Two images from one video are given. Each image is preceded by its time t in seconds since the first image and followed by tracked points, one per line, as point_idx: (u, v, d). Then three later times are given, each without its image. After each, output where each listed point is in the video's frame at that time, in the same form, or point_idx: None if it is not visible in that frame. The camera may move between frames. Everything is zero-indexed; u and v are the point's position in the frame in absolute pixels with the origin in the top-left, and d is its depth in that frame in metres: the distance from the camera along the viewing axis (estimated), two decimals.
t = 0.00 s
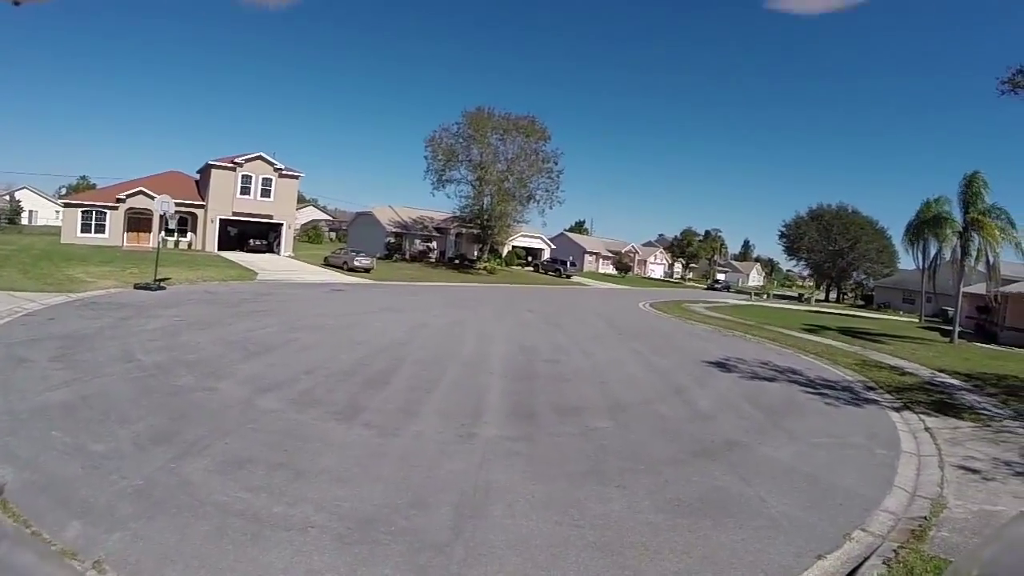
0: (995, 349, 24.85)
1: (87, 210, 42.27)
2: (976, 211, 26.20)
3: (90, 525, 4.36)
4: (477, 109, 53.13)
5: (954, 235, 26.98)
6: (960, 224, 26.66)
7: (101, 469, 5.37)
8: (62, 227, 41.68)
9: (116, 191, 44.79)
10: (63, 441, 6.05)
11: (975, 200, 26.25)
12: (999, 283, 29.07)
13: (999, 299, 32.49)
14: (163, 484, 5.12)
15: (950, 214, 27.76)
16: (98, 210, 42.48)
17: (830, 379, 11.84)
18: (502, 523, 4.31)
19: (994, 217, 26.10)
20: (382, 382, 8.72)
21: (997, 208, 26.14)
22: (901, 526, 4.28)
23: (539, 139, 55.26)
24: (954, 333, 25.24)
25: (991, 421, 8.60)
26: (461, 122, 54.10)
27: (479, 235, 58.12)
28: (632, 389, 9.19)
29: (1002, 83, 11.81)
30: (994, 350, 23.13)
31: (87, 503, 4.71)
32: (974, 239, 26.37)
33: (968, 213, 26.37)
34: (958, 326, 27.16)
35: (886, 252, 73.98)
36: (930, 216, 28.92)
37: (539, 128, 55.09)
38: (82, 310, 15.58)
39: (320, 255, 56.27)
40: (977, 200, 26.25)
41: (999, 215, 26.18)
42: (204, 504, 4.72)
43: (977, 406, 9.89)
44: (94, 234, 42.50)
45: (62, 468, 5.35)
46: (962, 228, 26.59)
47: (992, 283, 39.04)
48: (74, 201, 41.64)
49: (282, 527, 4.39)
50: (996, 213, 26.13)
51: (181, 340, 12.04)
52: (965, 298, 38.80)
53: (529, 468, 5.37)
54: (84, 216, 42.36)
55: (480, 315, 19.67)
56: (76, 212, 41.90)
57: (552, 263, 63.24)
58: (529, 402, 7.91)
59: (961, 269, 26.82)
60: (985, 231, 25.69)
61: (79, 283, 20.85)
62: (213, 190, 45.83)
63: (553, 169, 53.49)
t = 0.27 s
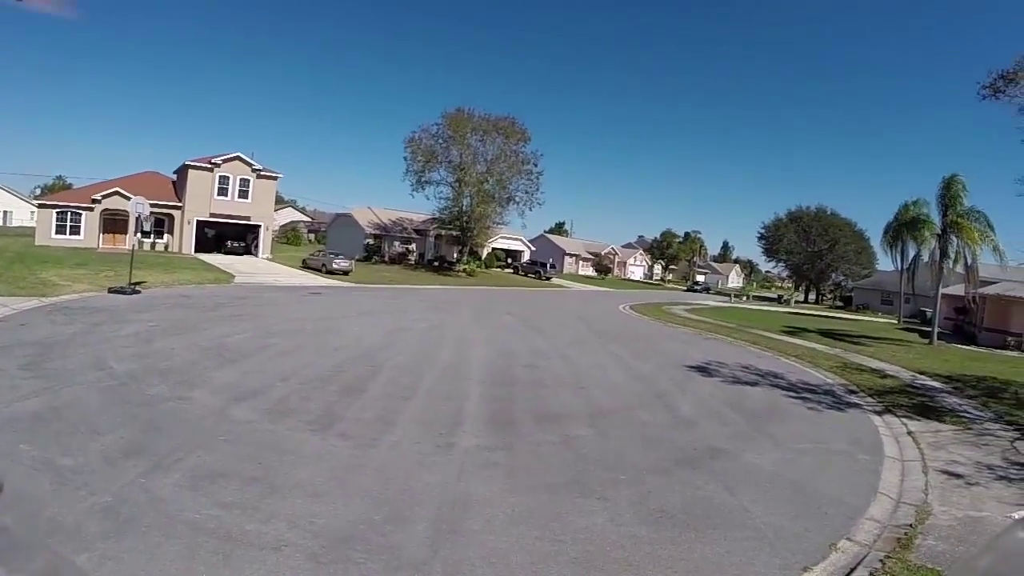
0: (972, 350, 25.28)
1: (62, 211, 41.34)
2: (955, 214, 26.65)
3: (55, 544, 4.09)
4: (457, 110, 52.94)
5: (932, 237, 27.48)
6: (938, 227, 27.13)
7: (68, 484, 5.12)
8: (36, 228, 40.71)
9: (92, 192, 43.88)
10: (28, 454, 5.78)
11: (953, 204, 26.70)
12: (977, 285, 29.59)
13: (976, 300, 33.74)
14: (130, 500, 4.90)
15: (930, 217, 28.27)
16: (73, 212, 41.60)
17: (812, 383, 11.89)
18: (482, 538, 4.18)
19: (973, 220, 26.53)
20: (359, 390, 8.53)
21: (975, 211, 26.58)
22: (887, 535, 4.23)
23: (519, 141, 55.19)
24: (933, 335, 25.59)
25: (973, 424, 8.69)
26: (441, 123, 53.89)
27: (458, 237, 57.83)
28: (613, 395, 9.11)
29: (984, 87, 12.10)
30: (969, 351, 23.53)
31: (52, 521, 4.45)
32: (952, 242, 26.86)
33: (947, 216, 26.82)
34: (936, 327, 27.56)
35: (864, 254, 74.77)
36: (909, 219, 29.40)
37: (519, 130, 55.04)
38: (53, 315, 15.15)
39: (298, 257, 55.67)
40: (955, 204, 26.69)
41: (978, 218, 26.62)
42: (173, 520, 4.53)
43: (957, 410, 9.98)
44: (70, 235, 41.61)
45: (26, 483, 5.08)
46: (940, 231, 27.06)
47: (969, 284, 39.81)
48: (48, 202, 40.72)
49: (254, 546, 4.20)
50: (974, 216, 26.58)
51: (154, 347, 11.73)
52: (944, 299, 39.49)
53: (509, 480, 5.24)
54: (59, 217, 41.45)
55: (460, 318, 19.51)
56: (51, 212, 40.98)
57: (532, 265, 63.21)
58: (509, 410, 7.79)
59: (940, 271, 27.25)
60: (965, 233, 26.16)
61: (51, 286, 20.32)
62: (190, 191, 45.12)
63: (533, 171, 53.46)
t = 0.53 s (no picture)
0: (953, 344, 25.65)
1: (39, 208, 40.53)
2: (937, 210, 26.95)
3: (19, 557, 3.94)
4: (439, 104, 52.54)
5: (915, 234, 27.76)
6: (921, 223, 27.42)
7: (38, 493, 4.94)
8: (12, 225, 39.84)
9: (69, 188, 43.04)
10: None
11: (935, 200, 27.01)
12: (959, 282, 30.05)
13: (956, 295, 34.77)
14: (100, 508, 4.72)
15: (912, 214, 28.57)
16: (50, 208, 40.80)
17: (795, 378, 11.95)
18: (465, 546, 4.08)
19: (954, 216, 26.86)
20: (339, 391, 8.39)
21: (957, 208, 26.89)
22: (873, 535, 4.22)
23: (501, 136, 54.95)
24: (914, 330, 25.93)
25: (955, 420, 8.81)
26: (423, 118, 53.47)
27: (440, 232, 57.50)
28: (596, 393, 9.06)
29: (968, 84, 12.19)
30: (949, 346, 23.88)
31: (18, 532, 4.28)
32: (934, 237, 27.15)
33: (929, 212, 27.11)
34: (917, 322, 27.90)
35: (846, 249, 75.50)
36: (891, 216, 29.71)
37: (501, 124, 54.79)
38: (26, 315, 14.77)
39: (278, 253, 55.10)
40: (937, 200, 27.01)
41: (959, 215, 26.93)
42: (145, 530, 4.37)
43: (940, 405, 10.10)
44: (47, 233, 40.78)
45: None
46: (923, 227, 27.35)
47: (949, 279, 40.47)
48: (25, 199, 39.90)
49: (229, 556, 4.06)
50: (956, 213, 26.90)
51: (129, 348, 11.45)
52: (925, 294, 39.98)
53: (492, 483, 5.16)
54: (36, 214, 40.62)
55: (441, 315, 19.38)
56: (27, 209, 40.14)
57: (514, 260, 63.12)
58: (491, 410, 7.70)
59: (921, 267, 27.55)
60: (947, 229, 26.47)
61: (25, 285, 19.85)
62: (168, 187, 44.43)
63: (515, 166, 53.27)
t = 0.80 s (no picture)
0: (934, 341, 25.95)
1: (17, 206, 39.83)
2: (920, 209, 27.19)
3: None
4: (422, 101, 52.25)
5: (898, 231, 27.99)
6: (904, 221, 27.67)
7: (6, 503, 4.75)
8: None
9: (48, 185, 42.28)
10: None
11: (918, 199, 27.25)
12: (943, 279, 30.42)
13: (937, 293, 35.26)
14: (71, 518, 4.55)
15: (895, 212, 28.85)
16: (28, 206, 40.11)
17: (779, 377, 12.00)
18: (449, 556, 3.99)
19: (938, 215, 27.23)
20: (320, 394, 8.24)
21: (940, 207, 27.27)
22: (862, 539, 4.20)
23: (485, 132, 54.78)
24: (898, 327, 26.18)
25: (940, 420, 8.90)
26: (406, 114, 53.17)
27: (423, 229, 57.20)
28: (581, 394, 9.00)
29: (955, 85, 12.27)
30: (930, 343, 24.20)
31: None
32: (917, 235, 27.37)
33: (912, 211, 27.34)
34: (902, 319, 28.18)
35: (829, 246, 76.17)
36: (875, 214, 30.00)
37: (485, 120, 54.63)
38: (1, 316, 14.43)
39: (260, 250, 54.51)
40: (920, 199, 27.24)
41: (943, 214, 27.28)
42: (119, 541, 4.23)
43: (925, 404, 10.20)
44: (25, 231, 40.04)
45: None
46: (907, 225, 27.59)
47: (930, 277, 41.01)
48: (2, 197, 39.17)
49: (205, 569, 3.92)
50: (939, 211, 27.26)
51: (106, 349, 11.19)
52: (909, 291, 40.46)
53: (476, 489, 5.07)
54: (14, 212, 39.90)
55: (425, 314, 19.24)
56: (5, 207, 39.38)
57: (498, 257, 63.07)
58: (474, 412, 7.60)
59: (905, 265, 27.79)
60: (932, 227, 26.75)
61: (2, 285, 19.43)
62: (148, 184, 43.80)
63: (499, 163, 53.17)
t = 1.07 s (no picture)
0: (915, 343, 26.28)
1: None
2: (903, 212, 27.53)
3: None
4: (406, 102, 51.98)
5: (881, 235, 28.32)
6: (887, 225, 28.01)
7: None
8: None
9: (26, 185, 41.51)
10: None
11: (902, 203, 27.58)
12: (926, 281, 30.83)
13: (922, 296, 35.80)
14: (40, 532, 4.38)
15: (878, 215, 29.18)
16: (6, 207, 39.33)
17: (764, 381, 12.05)
18: (433, 570, 3.90)
19: (921, 218, 27.46)
20: (301, 402, 8.09)
21: (924, 210, 27.56)
22: (850, 546, 4.20)
23: (468, 133, 54.66)
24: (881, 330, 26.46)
25: (925, 423, 8.99)
26: (390, 115, 52.93)
27: (407, 231, 56.90)
28: (565, 400, 8.94)
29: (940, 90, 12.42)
30: (912, 345, 24.49)
31: None
32: (900, 239, 27.72)
33: (896, 214, 27.68)
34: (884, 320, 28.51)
35: (811, 248, 76.86)
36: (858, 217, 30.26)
37: (469, 122, 54.50)
38: None
39: (242, 252, 53.92)
40: (903, 203, 27.58)
41: (926, 217, 27.59)
42: (90, 558, 4.09)
43: (910, 408, 10.31)
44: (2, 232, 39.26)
45: None
46: (890, 228, 27.93)
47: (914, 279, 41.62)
48: None
49: None
50: (922, 215, 27.56)
51: (82, 356, 10.93)
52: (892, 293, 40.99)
53: (460, 501, 4.99)
54: None
55: (408, 318, 19.08)
56: None
57: (482, 259, 62.97)
58: (457, 420, 7.50)
59: (889, 268, 28.14)
60: (914, 231, 27.14)
61: None
62: (130, 184, 43.11)
63: (482, 165, 53.06)
